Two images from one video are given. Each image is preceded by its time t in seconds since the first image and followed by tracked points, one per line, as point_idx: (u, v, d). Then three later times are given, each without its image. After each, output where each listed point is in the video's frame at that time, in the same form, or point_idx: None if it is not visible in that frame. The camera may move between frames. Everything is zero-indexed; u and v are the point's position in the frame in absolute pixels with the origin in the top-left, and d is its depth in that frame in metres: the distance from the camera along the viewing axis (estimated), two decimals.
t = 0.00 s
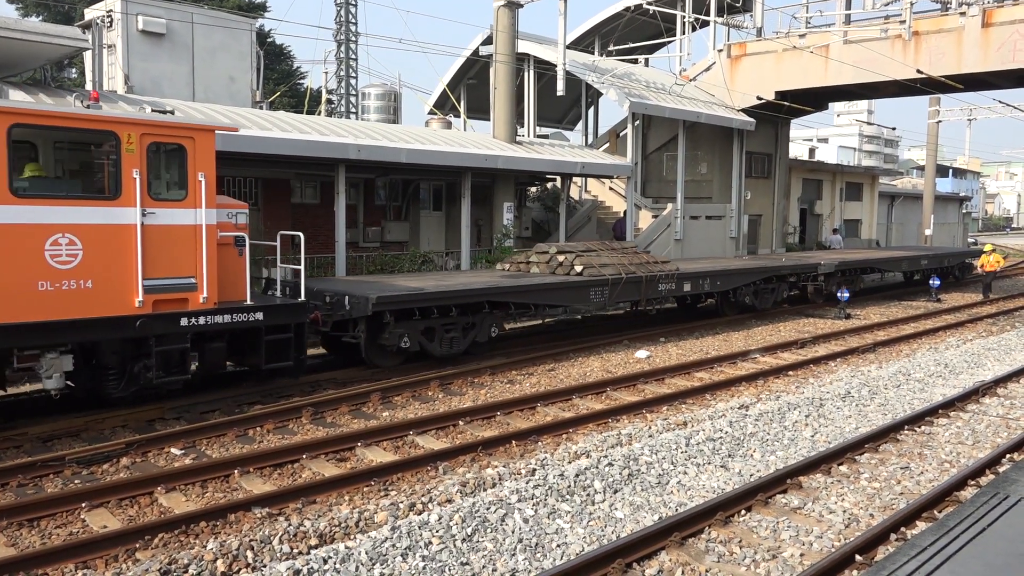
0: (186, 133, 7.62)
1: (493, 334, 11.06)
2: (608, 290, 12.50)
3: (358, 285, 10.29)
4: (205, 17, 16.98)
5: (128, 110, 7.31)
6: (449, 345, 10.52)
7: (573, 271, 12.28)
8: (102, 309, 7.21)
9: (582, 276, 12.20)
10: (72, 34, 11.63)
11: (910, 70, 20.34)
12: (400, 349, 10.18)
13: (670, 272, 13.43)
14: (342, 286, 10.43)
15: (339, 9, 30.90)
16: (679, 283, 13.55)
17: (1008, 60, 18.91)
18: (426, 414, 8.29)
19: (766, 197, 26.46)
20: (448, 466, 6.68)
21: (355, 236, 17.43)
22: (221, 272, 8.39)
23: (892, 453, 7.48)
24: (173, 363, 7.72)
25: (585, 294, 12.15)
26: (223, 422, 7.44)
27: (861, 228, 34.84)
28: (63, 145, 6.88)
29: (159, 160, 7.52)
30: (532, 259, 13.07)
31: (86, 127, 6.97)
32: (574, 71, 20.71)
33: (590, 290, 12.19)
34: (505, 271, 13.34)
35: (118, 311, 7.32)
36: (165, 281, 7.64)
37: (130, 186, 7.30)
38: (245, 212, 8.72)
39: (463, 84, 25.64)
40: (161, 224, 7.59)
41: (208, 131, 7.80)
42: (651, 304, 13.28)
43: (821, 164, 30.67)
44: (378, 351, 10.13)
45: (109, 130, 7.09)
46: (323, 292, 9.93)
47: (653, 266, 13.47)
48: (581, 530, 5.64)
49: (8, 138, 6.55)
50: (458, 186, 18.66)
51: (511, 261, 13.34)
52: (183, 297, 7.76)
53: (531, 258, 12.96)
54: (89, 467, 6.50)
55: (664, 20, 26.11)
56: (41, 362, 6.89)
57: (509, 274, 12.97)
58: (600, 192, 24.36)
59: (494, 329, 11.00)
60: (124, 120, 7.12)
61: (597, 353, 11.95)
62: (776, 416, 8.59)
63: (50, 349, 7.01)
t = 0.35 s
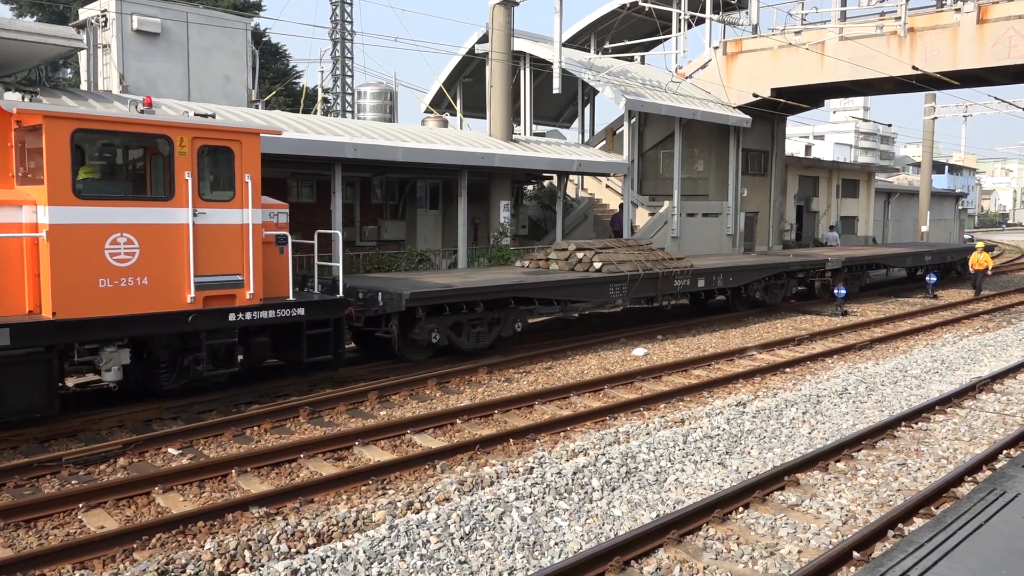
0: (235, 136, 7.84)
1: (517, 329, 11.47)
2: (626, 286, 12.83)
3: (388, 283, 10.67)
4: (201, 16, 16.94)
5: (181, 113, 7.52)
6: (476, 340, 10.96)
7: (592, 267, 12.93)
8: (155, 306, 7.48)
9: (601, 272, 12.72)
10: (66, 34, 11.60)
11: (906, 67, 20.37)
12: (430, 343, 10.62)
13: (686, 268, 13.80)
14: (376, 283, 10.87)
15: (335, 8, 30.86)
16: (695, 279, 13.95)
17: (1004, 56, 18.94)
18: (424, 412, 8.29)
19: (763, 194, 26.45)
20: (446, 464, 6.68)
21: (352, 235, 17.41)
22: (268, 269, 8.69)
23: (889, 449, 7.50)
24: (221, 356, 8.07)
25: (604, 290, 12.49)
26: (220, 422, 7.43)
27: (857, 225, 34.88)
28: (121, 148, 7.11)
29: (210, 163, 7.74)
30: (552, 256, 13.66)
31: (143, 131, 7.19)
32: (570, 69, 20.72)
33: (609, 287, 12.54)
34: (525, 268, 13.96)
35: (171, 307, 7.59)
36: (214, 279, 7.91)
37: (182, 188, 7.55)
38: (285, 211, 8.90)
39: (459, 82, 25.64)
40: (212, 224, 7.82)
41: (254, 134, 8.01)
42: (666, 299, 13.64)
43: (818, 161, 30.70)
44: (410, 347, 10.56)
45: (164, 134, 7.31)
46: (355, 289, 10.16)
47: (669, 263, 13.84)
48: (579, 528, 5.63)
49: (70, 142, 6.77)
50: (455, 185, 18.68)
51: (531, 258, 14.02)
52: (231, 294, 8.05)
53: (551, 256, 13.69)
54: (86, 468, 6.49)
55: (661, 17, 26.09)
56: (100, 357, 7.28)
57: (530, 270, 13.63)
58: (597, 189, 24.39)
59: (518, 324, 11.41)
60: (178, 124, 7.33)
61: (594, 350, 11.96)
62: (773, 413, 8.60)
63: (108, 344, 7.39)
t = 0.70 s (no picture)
0: (281, 137, 8.19)
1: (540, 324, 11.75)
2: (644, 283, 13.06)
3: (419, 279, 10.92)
4: (199, 14, 16.93)
5: (232, 116, 7.89)
6: (502, 334, 11.25)
7: (611, 264, 13.08)
8: (207, 300, 7.88)
9: (620, 269, 12.92)
10: (63, 32, 11.58)
11: (905, 66, 20.38)
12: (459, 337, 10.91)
13: (702, 266, 14.02)
14: (407, 280, 11.11)
15: (334, 6, 30.82)
16: (710, 277, 14.20)
17: (1002, 56, 18.95)
18: (422, 411, 8.28)
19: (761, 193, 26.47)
20: (444, 463, 6.67)
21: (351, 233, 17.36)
22: (310, 265, 9.05)
23: (887, 448, 7.50)
24: (265, 349, 8.52)
25: (624, 286, 12.69)
26: (217, 420, 7.42)
27: (856, 224, 34.89)
28: (176, 150, 7.50)
29: (258, 164, 8.11)
30: (572, 254, 13.78)
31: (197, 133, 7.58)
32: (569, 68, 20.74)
33: (629, 283, 12.77)
34: (544, 264, 14.10)
35: (221, 301, 7.99)
36: (262, 274, 8.28)
37: (233, 187, 7.92)
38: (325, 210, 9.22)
39: (458, 81, 25.61)
40: (259, 221, 8.19)
41: (299, 136, 8.35)
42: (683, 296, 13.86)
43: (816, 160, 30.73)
44: (440, 341, 10.87)
45: (215, 136, 7.69)
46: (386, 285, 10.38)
47: (685, 260, 14.03)
48: (577, 527, 5.64)
49: (131, 145, 7.19)
50: (453, 183, 18.66)
51: (550, 255, 14.12)
52: (276, 289, 8.42)
53: (569, 253, 13.80)
54: (84, 466, 6.48)
55: (660, 16, 26.08)
56: (156, 349, 7.71)
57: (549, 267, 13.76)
58: (596, 188, 24.40)
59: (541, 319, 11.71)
60: (229, 127, 7.71)
61: (592, 349, 11.95)
62: (771, 412, 8.60)
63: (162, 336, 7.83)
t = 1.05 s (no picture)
0: (325, 140, 8.56)
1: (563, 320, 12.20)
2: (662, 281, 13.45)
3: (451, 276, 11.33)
4: (198, 13, 16.94)
5: (280, 121, 8.25)
6: (528, 330, 11.68)
7: (629, 263, 13.41)
8: (256, 296, 8.26)
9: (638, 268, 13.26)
10: (63, 31, 11.58)
11: (904, 67, 20.39)
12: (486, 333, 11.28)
13: (718, 265, 14.42)
14: (439, 277, 11.49)
15: (333, 5, 30.81)
16: (727, 276, 14.59)
17: (1001, 56, 18.96)
18: (420, 411, 8.27)
19: (759, 193, 26.51)
20: (442, 463, 6.68)
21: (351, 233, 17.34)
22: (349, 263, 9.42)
23: (885, 449, 7.51)
24: (308, 343, 8.89)
25: (644, 285, 13.16)
26: (216, 420, 7.41)
27: (854, 225, 34.91)
28: (229, 152, 7.87)
29: (303, 166, 8.48)
30: (590, 252, 14.12)
31: (248, 137, 7.95)
32: (569, 68, 20.76)
33: (648, 281, 13.19)
34: (564, 263, 14.44)
35: (269, 298, 8.37)
36: (306, 271, 8.67)
37: (281, 188, 8.29)
38: (364, 210, 9.49)
39: (457, 80, 25.58)
40: (304, 221, 8.56)
41: (341, 139, 8.73)
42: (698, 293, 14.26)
43: (814, 160, 30.77)
44: (469, 338, 11.24)
45: (265, 139, 8.06)
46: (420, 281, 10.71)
47: (701, 258, 14.41)
48: (576, 527, 5.64)
49: (188, 148, 7.54)
50: (451, 183, 18.65)
51: (570, 254, 14.49)
52: (319, 285, 8.82)
53: (589, 253, 14.10)
54: (82, 465, 6.47)
55: (659, 16, 26.10)
56: (209, 342, 8.12)
57: (569, 266, 14.11)
58: (595, 188, 24.44)
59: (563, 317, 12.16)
60: (278, 131, 8.08)
61: (591, 349, 11.95)
62: (769, 412, 8.61)
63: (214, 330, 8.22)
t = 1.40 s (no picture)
0: (365, 142, 9.06)
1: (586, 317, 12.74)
2: (680, 279, 13.86)
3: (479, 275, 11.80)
4: (197, 12, 16.93)
5: (324, 124, 8.75)
6: (551, 326, 12.20)
7: (648, 262, 13.70)
8: (302, 290, 8.75)
9: (657, 267, 13.60)
10: (62, 29, 11.57)
11: (902, 67, 20.41)
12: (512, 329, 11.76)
13: (733, 264, 14.81)
14: (468, 275, 11.88)
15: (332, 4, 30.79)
16: (742, 275, 14.99)
17: (1000, 58, 18.98)
18: (419, 410, 8.27)
19: (758, 193, 26.55)
20: (441, 462, 6.68)
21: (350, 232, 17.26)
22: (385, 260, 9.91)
23: (883, 449, 7.52)
24: (348, 337, 9.42)
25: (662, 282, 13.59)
26: (214, 419, 7.40)
27: (852, 225, 34.92)
28: (278, 154, 8.34)
29: (345, 166, 8.97)
30: (609, 251, 14.40)
31: (295, 140, 8.43)
32: (568, 67, 20.76)
33: (666, 280, 13.62)
34: (583, 262, 14.78)
35: (313, 293, 8.86)
36: (347, 268, 9.16)
37: (324, 188, 8.78)
38: (400, 209, 9.96)
39: (456, 79, 25.57)
40: (346, 220, 9.07)
41: (379, 141, 9.23)
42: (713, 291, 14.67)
43: (813, 160, 30.78)
44: (496, 334, 11.69)
45: (311, 141, 8.55)
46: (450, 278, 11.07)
47: (716, 258, 14.80)
48: (574, 527, 5.64)
49: (241, 150, 8.00)
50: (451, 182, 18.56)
51: (589, 253, 14.84)
52: (358, 281, 9.30)
53: (607, 251, 14.41)
54: (81, 463, 6.47)
55: (658, 16, 26.11)
56: (258, 337, 8.58)
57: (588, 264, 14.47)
58: (594, 188, 24.47)
59: (587, 313, 12.67)
60: (324, 134, 8.57)
61: (589, 349, 11.95)
62: (768, 412, 8.61)
63: (262, 324, 8.68)
